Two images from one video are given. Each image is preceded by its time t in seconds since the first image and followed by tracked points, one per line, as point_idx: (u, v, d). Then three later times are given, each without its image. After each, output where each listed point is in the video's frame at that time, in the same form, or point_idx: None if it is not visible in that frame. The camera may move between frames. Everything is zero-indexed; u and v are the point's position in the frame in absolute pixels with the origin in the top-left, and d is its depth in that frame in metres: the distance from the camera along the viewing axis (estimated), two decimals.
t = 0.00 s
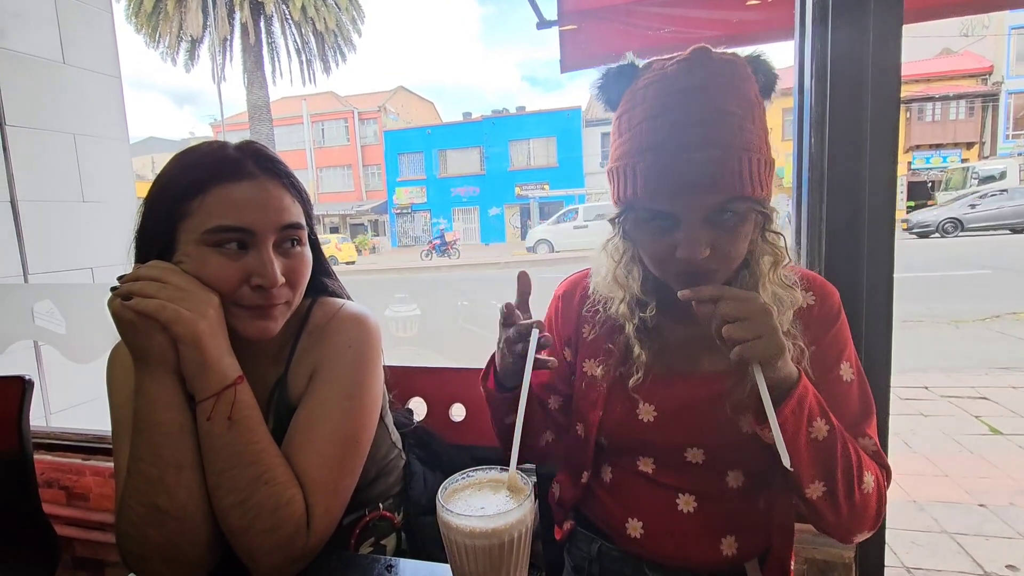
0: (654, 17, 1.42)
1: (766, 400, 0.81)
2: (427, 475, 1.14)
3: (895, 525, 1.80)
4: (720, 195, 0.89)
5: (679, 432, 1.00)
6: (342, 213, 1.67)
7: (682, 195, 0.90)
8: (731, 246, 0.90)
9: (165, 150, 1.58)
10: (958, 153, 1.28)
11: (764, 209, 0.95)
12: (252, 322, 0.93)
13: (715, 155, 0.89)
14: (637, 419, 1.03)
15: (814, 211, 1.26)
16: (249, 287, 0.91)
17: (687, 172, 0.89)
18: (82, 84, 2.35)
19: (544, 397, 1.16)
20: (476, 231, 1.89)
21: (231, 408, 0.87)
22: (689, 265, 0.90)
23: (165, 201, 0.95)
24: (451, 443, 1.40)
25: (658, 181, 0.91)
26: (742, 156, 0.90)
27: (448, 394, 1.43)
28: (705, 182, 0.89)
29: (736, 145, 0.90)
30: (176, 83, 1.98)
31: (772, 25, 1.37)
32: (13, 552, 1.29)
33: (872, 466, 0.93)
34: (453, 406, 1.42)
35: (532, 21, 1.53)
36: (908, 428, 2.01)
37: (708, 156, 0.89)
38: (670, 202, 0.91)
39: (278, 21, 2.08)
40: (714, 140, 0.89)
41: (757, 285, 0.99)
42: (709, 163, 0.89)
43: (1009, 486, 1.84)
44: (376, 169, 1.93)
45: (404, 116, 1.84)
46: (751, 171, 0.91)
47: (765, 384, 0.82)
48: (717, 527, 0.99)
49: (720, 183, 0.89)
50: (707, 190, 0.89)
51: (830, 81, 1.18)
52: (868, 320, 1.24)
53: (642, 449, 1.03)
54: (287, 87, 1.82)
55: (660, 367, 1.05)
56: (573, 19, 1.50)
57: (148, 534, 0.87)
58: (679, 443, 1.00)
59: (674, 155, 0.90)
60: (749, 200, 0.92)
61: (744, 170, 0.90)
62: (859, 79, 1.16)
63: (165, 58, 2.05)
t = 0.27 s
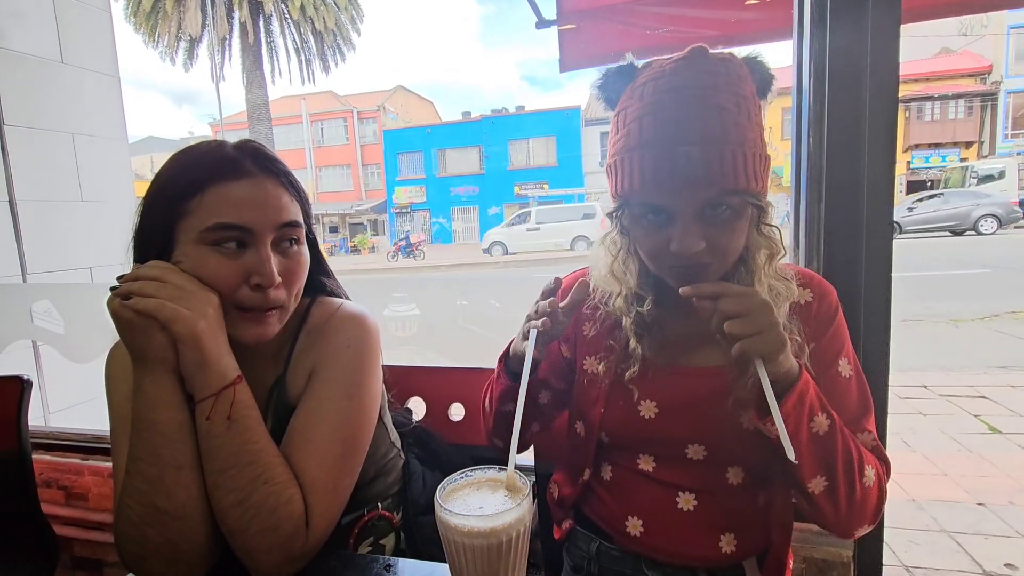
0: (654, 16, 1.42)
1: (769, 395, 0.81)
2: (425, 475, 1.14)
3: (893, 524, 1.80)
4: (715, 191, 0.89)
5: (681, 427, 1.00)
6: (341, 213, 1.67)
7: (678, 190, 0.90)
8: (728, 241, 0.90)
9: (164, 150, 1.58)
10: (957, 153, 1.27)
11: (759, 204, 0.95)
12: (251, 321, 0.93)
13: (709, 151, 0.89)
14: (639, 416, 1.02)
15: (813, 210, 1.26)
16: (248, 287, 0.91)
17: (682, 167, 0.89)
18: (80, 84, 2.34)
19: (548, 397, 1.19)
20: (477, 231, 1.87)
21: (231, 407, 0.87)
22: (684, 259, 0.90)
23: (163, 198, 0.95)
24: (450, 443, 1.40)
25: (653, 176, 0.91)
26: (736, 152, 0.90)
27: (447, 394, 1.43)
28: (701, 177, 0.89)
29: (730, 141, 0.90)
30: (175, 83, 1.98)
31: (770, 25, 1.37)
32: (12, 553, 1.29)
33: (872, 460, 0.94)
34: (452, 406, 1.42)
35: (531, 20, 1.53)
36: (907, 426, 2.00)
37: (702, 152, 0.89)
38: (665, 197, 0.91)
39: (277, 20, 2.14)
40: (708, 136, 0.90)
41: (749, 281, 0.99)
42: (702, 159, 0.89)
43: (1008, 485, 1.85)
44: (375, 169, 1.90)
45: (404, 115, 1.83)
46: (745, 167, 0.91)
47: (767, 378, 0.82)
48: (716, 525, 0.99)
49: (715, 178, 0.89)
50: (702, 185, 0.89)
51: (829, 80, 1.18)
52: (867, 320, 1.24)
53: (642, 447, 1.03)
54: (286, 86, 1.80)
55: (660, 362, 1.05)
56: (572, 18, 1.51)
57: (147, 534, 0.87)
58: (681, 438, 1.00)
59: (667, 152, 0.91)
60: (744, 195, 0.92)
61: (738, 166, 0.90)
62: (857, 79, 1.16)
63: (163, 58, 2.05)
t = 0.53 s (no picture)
0: (652, 16, 1.44)
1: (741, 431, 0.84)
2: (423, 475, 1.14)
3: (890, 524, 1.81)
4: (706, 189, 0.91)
5: (675, 426, 1.03)
6: (340, 213, 1.68)
7: (666, 192, 0.92)
8: (720, 239, 0.93)
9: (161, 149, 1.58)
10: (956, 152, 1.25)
11: (754, 200, 0.95)
12: (252, 314, 0.94)
13: (699, 150, 0.91)
14: (632, 415, 1.05)
15: (811, 210, 1.26)
16: (249, 279, 0.91)
17: (672, 167, 0.91)
18: (78, 83, 2.34)
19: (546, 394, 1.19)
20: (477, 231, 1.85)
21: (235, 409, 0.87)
22: (675, 256, 0.93)
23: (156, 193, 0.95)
24: (447, 443, 1.40)
25: (642, 177, 0.93)
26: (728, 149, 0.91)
27: (445, 394, 1.43)
28: (689, 179, 0.90)
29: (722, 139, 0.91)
30: (177, 83, 1.99)
31: (767, 25, 1.38)
32: (9, 555, 1.28)
33: (871, 467, 0.95)
34: (449, 406, 1.42)
35: (531, 20, 1.58)
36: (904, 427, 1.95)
37: (692, 150, 0.90)
38: (654, 199, 0.93)
39: (274, 19, 2.15)
40: (699, 134, 0.90)
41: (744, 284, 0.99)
42: (693, 157, 0.90)
43: (1005, 485, 1.90)
44: (373, 169, 1.84)
45: (403, 115, 1.82)
46: (738, 163, 0.92)
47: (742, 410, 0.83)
48: (710, 524, 1.01)
49: (705, 176, 0.91)
50: (693, 185, 0.90)
51: (826, 80, 1.18)
52: (864, 320, 1.24)
53: (636, 446, 1.06)
54: (284, 86, 1.84)
55: (655, 361, 1.06)
56: (571, 17, 1.58)
57: (145, 535, 0.87)
58: (676, 437, 1.03)
59: (657, 151, 0.92)
60: (737, 192, 0.93)
61: (731, 162, 0.91)
62: (854, 79, 1.17)
63: (161, 57, 2.05)
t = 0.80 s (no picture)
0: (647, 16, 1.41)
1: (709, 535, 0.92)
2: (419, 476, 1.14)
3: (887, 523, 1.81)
4: (675, 192, 0.98)
5: (674, 439, 1.04)
6: (338, 213, 1.66)
7: (641, 193, 0.99)
8: (692, 238, 0.99)
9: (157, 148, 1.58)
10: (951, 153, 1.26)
11: (727, 201, 1.01)
12: (264, 296, 0.98)
13: (666, 153, 0.97)
14: (631, 431, 1.07)
15: (808, 210, 1.26)
16: (259, 259, 0.95)
17: (642, 171, 0.98)
18: (72, 81, 2.32)
19: (545, 406, 1.20)
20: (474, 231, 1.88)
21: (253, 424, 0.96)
22: (649, 258, 1.00)
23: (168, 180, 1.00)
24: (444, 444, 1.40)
25: (618, 180, 1.00)
26: (698, 150, 0.98)
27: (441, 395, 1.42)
28: (660, 180, 0.98)
29: (692, 141, 0.98)
30: (175, 83, 2.00)
31: (764, 25, 1.37)
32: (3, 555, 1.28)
33: (849, 492, 1.00)
34: (446, 406, 1.41)
35: (529, 20, 1.56)
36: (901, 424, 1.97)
37: (660, 156, 0.97)
38: (628, 200, 1.00)
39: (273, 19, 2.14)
40: (669, 140, 0.97)
41: (721, 285, 1.09)
42: (663, 160, 0.97)
43: (1000, 482, 1.85)
44: (372, 168, 1.88)
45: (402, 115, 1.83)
46: (710, 163, 0.98)
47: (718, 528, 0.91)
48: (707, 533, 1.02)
49: (675, 177, 0.98)
50: (662, 186, 0.98)
51: (823, 82, 1.18)
52: (861, 321, 1.24)
53: (636, 455, 1.08)
54: (280, 85, 1.85)
55: (645, 372, 1.09)
56: (567, 18, 1.52)
57: (149, 519, 0.94)
58: (674, 452, 1.05)
59: (629, 157, 0.99)
60: (711, 191, 0.99)
61: (701, 163, 0.98)
62: (852, 82, 1.16)
63: (157, 55, 2.03)
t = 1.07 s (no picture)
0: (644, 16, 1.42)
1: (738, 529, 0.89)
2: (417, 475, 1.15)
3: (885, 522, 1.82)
4: (669, 190, 0.98)
5: (669, 436, 1.04)
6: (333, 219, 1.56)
7: (634, 192, 0.99)
8: (683, 240, 1.00)
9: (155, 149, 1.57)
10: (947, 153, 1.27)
11: (720, 202, 1.02)
12: (308, 274, 1.09)
13: (659, 152, 0.97)
14: (628, 427, 1.07)
15: (804, 210, 1.27)
16: (306, 240, 1.07)
17: (635, 169, 0.98)
18: (68, 81, 2.31)
19: (543, 403, 1.21)
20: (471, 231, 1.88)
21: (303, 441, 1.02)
22: (641, 257, 1.00)
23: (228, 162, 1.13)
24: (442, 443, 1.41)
25: (611, 177, 1.01)
26: (691, 150, 0.98)
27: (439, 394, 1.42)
28: (652, 179, 0.98)
29: (685, 141, 0.98)
30: (166, 79, 1.97)
31: (761, 25, 1.38)
32: None
33: (849, 488, 1.00)
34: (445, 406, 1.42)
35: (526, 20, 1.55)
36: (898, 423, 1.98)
37: (654, 153, 0.98)
38: (621, 197, 1.01)
39: (270, 19, 2.16)
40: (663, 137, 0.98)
41: (717, 287, 1.08)
42: (656, 159, 0.97)
43: (998, 482, 1.87)
44: (370, 169, 1.69)
45: (398, 115, 1.81)
46: (702, 165, 0.98)
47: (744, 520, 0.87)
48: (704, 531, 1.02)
49: (667, 177, 0.98)
50: (655, 185, 0.98)
51: (821, 81, 1.19)
52: (858, 320, 1.25)
53: (632, 455, 1.08)
54: (279, 85, 1.75)
55: (643, 370, 1.09)
56: (565, 18, 1.52)
57: (210, 510, 0.95)
58: (670, 450, 1.05)
59: (623, 154, 0.99)
60: (703, 192, 1.00)
61: (692, 165, 0.98)
62: (849, 82, 1.17)
63: (155, 55, 2.02)
